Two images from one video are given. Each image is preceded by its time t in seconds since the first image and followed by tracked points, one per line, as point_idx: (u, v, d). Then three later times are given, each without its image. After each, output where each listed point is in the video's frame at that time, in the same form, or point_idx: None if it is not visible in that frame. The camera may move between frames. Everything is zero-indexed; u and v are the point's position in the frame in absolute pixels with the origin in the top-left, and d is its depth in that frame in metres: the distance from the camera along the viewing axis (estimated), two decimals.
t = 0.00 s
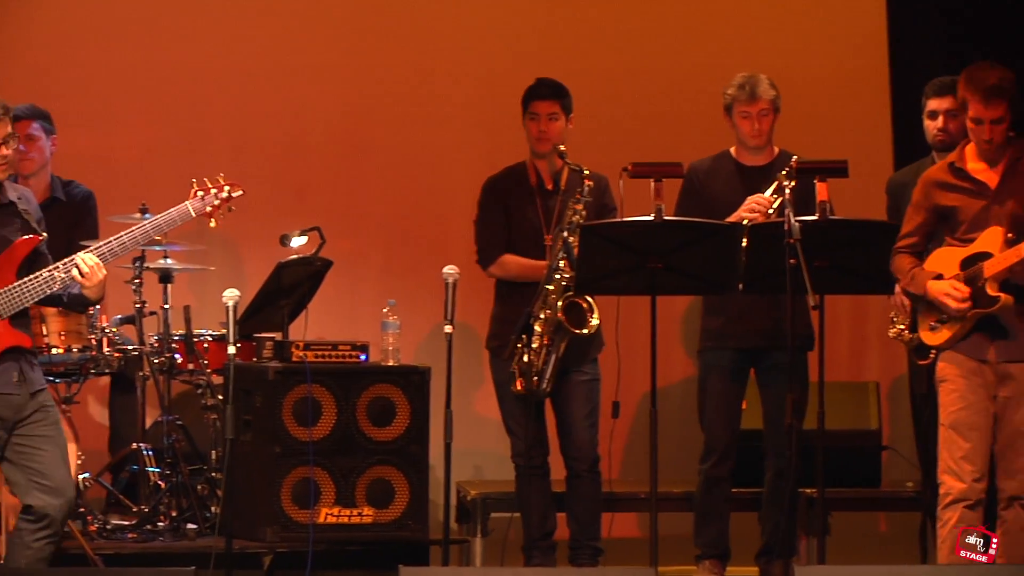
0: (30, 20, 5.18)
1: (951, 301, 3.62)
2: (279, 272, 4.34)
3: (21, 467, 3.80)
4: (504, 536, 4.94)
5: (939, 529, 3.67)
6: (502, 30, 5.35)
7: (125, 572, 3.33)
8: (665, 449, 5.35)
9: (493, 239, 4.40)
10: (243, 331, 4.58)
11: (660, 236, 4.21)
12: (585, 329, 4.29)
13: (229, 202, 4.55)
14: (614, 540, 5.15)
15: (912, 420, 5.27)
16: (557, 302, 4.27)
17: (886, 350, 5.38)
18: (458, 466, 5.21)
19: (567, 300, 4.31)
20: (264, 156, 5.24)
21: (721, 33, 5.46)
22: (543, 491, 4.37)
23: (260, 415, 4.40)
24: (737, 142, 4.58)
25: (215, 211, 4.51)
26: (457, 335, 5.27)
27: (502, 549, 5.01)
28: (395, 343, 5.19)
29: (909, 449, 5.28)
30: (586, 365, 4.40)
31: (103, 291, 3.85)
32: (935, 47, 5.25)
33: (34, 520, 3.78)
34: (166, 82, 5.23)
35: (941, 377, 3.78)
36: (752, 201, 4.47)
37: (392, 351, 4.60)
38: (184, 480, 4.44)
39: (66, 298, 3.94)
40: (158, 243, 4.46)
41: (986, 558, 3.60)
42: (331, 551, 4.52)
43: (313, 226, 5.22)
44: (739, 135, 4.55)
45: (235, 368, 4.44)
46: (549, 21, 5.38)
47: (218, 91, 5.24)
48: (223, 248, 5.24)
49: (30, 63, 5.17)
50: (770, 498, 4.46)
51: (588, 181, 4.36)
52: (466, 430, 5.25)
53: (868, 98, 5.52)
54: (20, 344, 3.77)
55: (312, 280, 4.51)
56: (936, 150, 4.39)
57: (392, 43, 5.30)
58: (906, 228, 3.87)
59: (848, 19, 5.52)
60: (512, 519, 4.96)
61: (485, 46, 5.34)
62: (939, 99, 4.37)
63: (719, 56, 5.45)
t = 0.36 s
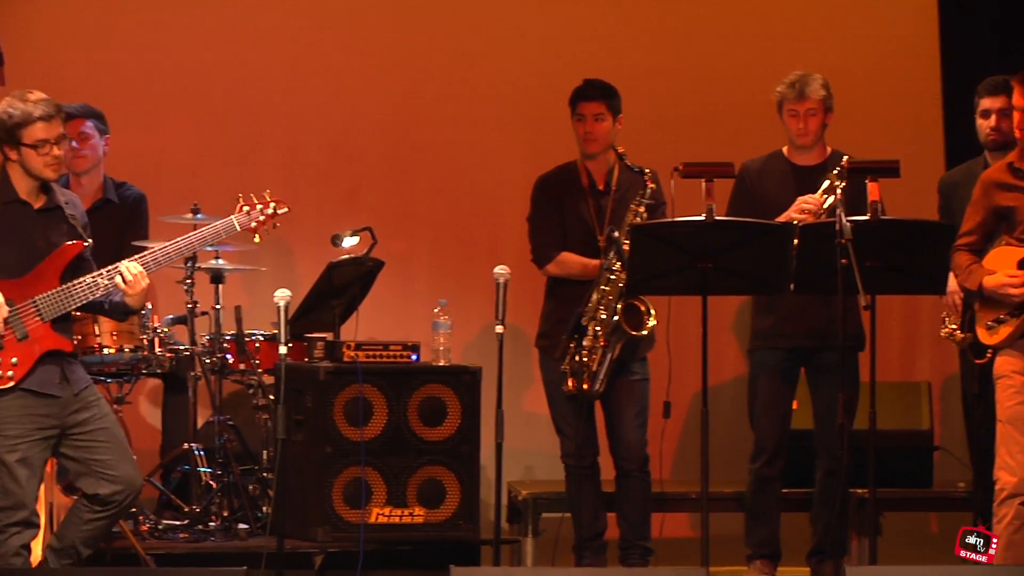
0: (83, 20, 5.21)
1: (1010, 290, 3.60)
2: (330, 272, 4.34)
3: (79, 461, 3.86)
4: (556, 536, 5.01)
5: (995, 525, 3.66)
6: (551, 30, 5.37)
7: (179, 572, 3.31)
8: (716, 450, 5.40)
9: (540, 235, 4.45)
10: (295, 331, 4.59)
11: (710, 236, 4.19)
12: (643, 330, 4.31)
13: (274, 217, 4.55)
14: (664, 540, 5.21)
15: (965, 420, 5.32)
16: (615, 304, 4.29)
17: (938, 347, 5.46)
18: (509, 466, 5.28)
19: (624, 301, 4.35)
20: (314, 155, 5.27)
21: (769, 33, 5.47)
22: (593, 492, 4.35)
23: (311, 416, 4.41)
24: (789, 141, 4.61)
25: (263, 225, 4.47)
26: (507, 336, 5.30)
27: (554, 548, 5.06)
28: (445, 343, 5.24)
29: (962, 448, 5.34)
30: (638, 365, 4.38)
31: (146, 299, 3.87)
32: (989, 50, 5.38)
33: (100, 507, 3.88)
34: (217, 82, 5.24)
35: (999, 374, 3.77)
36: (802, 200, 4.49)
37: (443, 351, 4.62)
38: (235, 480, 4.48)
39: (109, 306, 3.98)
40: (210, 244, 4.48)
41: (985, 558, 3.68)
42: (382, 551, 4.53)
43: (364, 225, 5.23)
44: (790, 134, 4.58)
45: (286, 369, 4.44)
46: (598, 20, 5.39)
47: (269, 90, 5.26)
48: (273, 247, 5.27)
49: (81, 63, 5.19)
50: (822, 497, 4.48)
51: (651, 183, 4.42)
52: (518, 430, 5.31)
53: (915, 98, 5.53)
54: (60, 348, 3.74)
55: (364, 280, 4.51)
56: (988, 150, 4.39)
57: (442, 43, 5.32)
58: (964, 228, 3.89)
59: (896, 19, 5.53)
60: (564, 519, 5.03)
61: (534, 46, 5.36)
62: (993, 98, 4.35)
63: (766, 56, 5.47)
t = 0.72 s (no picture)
0: (153, 27, 5.48)
1: None
2: (388, 272, 4.35)
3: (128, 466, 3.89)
4: (614, 536, 5.27)
5: None
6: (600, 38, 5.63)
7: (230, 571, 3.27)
8: (774, 450, 5.62)
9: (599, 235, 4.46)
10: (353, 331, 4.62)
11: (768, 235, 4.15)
12: (701, 330, 4.30)
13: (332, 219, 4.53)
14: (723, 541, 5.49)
15: None
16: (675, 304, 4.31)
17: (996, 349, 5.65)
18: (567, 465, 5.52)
19: (683, 302, 4.33)
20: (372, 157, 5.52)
21: (807, 40, 5.72)
22: (651, 492, 4.36)
23: (368, 415, 4.41)
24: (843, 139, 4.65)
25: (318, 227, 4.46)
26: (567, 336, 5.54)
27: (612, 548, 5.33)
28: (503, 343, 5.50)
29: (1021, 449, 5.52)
30: (698, 365, 4.39)
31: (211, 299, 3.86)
32: None
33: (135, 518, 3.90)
34: (281, 86, 5.50)
35: None
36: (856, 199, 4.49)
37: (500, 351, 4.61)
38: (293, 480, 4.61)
39: (174, 306, 3.98)
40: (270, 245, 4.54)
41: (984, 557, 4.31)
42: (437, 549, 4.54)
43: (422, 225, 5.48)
44: (843, 132, 4.63)
45: (345, 368, 4.47)
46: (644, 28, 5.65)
47: (330, 95, 5.52)
48: (332, 247, 5.53)
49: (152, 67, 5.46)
50: (879, 498, 4.47)
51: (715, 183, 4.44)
52: (577, 431, 5.54)
53: (948, 104, 5.75)
54: (131, 347, 3.82)
55: (421, 280, 4.51)
56: None
57: (496, 51, 5.59)
58: None
59: (931, 29, 5.76)
60: (622, 519, 5.31)
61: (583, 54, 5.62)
62: None
63: (803, 63, 5.72)
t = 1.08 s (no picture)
0: (252, 48, 6.08)
1: None
2: (450, 273, 4.55)
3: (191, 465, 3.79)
4: (674, 535, 5.81)
5: None
6: (635, 56, 6.18)
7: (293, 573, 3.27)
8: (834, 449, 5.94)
9: (655, 234, 4.76)
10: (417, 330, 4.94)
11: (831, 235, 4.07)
12: (764, 329, 4.38)
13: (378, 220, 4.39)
14: (784, 540, 5.87)
15: None
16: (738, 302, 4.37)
17: None
18: (627, 466, 6.09)
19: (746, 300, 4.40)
20: (426, 166, 6.12)
21: (836, 54, 6.21)
22: (714, 493, 4.44)
23: (428, 416, 4.43)
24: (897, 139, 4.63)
25: (369, 229, 4.36)
26: (627, 336, 6.12)
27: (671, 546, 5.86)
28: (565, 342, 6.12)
29: None
30: (761, 366, 4.46)
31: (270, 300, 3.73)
32: None
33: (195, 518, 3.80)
34: (345, 101, 6.10)
35: None
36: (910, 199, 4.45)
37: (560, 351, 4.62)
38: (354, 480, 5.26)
39: (231, 305, 3.88)
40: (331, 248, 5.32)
41: (984, 556, 4.13)
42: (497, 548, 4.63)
43: (484, 228, 6.11)
44: (896, 133, 4.60)
45: (405, 369, 4.55)
46: (675, 46, 6.18)
47: (390, 109, 6.11)
48: (393, 250, 6.14)
49: (230, 83, 6.06)
50: (938, 496, 4.49)
51: (771, 182, 4.60)
52: (636, 432, 6.11)
53: (967, 110, 6.20)
54: (198, 345, 3.72)
55: (478, 281, 4.74)
56: None
57: (540, 68, 6.16)
58: None
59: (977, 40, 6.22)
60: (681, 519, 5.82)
61: (619, 70, 6.18)
62: None
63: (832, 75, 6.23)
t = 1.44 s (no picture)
0: (324, 57, 6.32)
1: None
2: (512, 271, 4.81)
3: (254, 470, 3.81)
4: (737, 535, 5.90)
5: None
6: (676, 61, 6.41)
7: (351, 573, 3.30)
8: (896, 449, 6.08)
9: (723, 239, 4.81)
10: (479, 331, 5.18)
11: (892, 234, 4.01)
12: (825, 326, 4.43)
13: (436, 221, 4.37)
14: (847, 540, 5.99)
15: None
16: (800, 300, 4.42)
17: None
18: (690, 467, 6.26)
19: (805, 299, 4.45)
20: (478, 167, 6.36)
21: (895, 55, 6.43)
22: (775, 493, 4.46)
23: (490, 417, 4.65)
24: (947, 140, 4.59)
25: (428, 229, 4.33)
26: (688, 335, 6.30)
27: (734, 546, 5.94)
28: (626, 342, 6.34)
29: None
30: (823, 366, 4.47)
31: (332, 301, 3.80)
32: None
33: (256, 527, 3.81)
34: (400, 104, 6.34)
35: None
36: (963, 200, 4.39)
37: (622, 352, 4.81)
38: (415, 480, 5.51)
39: (293, 307, 3.88)
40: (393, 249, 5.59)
41: (984, 557, 3.97)
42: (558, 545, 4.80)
43: (546, 229, 6.35)
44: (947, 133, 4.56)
45: (468, 369, 4.76)
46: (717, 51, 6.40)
47: (457, 115, 6.35)
48: (458, 253, 6.38)
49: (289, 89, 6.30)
50: (999, 496, 4.45)
51: (833, 180, 4.58)
52: (699, 435, 6.29)
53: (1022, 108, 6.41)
54: (265, 348, 3.75)
55: (541, 281, 4.97)
56: None
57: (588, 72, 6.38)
58: None
59: None
60: (742, 519, 5.93)
61: (662, 73, 6.39)
62: None
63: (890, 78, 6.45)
